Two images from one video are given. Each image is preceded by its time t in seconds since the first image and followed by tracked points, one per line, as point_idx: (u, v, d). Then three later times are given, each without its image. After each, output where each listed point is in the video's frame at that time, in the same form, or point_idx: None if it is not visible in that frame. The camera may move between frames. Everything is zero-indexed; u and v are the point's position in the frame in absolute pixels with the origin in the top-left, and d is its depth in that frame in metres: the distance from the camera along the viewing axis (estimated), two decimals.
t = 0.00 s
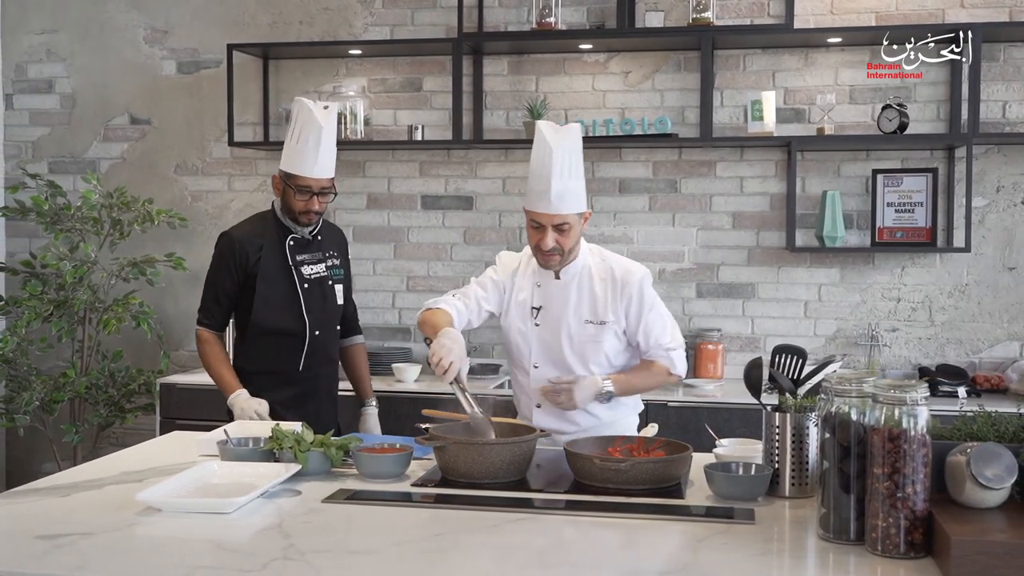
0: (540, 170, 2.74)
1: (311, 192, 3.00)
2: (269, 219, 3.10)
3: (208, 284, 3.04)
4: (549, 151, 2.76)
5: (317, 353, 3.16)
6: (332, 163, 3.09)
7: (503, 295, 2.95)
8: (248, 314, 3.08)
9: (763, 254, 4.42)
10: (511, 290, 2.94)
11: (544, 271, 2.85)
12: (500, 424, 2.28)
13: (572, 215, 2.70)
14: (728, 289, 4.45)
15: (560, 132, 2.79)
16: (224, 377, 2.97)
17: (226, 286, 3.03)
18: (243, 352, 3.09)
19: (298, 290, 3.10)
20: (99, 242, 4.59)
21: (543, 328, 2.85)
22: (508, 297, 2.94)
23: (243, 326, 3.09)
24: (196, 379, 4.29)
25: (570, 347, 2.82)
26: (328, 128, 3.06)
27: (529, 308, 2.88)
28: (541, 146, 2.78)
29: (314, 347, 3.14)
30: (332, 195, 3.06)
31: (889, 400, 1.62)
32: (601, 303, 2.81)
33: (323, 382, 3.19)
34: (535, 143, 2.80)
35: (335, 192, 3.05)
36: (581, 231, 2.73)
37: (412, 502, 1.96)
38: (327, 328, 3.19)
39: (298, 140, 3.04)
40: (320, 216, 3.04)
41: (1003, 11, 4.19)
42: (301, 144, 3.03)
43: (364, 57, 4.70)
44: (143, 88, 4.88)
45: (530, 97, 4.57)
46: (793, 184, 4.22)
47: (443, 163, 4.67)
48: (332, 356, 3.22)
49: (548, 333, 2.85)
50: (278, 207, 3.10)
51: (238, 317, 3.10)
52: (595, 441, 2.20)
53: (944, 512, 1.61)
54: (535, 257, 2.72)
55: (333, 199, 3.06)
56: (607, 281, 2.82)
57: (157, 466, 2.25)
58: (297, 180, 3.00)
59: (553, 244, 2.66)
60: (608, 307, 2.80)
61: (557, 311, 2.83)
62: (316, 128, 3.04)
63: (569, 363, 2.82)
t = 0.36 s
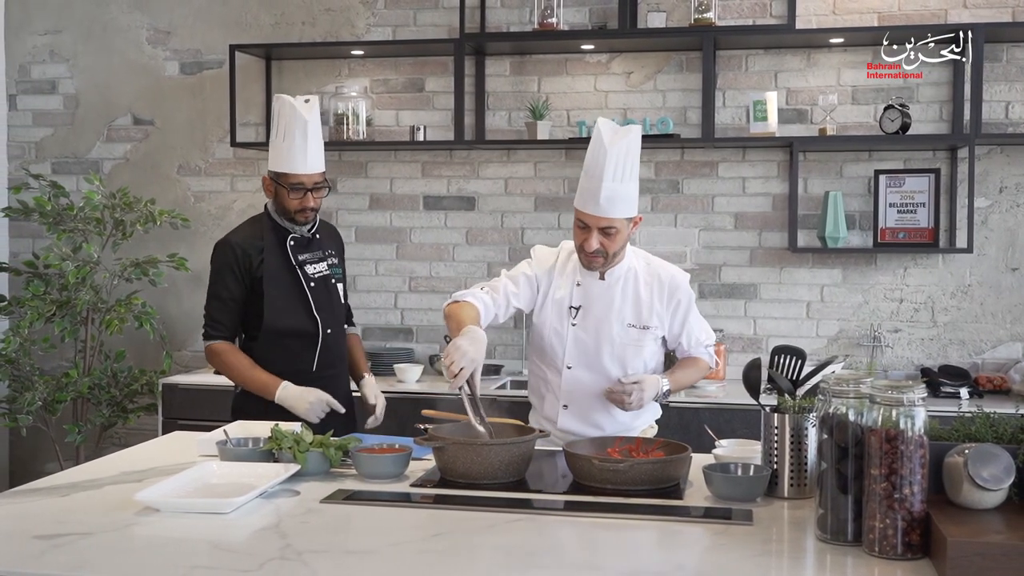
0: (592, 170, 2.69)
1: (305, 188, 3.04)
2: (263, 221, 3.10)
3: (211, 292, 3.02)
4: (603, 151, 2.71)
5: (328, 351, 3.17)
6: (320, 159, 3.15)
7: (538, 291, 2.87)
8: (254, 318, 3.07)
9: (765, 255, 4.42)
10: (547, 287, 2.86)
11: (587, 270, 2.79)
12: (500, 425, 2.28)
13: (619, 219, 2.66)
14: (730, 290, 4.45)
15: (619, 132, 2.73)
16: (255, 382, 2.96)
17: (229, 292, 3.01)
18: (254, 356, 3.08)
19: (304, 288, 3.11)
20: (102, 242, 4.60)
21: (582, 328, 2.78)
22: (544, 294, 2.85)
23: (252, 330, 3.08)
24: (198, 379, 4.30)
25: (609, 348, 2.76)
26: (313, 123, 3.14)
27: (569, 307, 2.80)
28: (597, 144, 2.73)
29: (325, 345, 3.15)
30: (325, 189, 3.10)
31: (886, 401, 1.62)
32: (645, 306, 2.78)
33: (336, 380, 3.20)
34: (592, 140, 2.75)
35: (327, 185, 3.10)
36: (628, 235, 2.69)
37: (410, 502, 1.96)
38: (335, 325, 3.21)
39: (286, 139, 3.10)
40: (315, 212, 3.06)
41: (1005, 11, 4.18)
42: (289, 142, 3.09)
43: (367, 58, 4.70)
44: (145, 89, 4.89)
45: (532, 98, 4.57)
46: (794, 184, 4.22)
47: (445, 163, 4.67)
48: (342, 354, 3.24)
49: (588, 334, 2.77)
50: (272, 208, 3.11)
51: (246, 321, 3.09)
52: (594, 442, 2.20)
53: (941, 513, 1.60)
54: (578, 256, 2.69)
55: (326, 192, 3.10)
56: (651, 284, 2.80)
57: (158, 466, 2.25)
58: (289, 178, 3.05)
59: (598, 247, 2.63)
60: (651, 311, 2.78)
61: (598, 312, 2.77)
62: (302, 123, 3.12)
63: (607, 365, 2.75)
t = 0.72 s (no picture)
0: (576, 170, 2.69)
1: (307, 194, 3.01)
2: (265, 221, 3.10)
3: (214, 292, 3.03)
4: (588, 151, 2.71)
5: (331, 353, 3.15)
6: (325, 164, 3.14)
7: (521, 291, 2.86)
8: (257, 319, 3.09)
9: (767, 255, 4.41)
10: (532, 287, 2.85)
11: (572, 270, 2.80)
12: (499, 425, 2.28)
13: (604, 218, 2.66)
14: (733, 291, 4.44)
15: (603, 131, 2.73)
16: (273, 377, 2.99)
17: (232, 293, 3.01)
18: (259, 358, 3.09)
19: (306, 291, 3.11)
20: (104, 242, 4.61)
21: (569, 328, 2.78)
22: (530, 296, 2.85)
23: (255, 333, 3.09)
24: (200, 380, 4.30)
25: (597, 348, 2.76)
26: (319, 128, 3.12)
27: (555, 308, 2.80)
28: (582, 145, 2.73)
29: (327, 349, 3.15)
30: (328, 195, 3.08)
31: (883, 402, 1.61)
32: (631, 305, 2.80)
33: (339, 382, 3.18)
34: (577, 139, 2.74)
35: (330, 191, 3.07)
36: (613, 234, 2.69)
37: (408, 502, 1.96)
38: (338, 327, 3.19)
39: (292, 143, 3.08)
40: (317, 217, 3.05)
41: (1008, 11, 4.17)
42: (293, 146, 3.08)
43: (369, 59, 4.71)
44: (148, 90, 4.90)
45: (534, 98, 4.57)
46: (797, 185, 4.21)
47: (447, 164, 4.67)
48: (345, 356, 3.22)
49: (575, 334, 2.77)
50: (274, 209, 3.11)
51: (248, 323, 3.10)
52: (593, 443, 2.20)
53: (939, 515, 1.60)
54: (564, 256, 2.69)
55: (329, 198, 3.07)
56: (636, 283, 2.82)
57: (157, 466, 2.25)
58: (293, 183, 3.02)
59: (583, 246, 2.63)
60: (636, 310, 2.80)
61: (585, 312, 2.78)
62: (308, 129, 3.10)
63: (596, 365, 2.76)
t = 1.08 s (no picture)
0: (544, 167, 2.71)
1: (314, 194, 2.99)
2: (276, 221, 3.11)
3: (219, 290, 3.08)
4: (554, 149, 2.73)
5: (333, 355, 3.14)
6: (334, 164, 3.09)
7: (497, 293, 2.85)
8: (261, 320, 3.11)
9: (769, 256, 4.41)
10: (506, 288, 2.85)
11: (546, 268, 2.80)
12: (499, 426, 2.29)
13: (575, 214, 2.66)
14: (735, 291, 4.44)
15: (566, 128, 2.76)
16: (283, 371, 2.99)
17: (236, 292, 3.05)
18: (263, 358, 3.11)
19: (308, 292, 3.10)
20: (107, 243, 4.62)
21: (547, 327, 2.78)
22: (504, 297, 2.84)
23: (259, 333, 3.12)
24: (202, 380, 4.30)
25: (576, 344, 2.77)
26: (325, 129, 3.08)
27: (531, 307, 2.80)
28: (547, 144, 2.75)
29: (325, 351, 3.13)
30: (336, 194, 3.04)
31: (880, 402, 1.61)
32: (605, 300, 2.81)
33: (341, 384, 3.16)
34: (541, 139, 2.76)
35: (338, 190, 3.04)
36: (583, 230, 2.68)
37: (406, 503, 1.96)
38: (341, 329, 3.17)
39: (297, 144, 3.04)
40: (325, 218, 3.03)
41: (1011, 11, 4.17)
42: (297, 146, 3.04)
43: (371, 59, 4.71)
44: (151, 90, 4.91)
45: (536, 98, 4.57)
46: (799, 185, 4.21)
47: (449, 165, 4.67)
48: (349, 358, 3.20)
49: (553, 332, 2.78)
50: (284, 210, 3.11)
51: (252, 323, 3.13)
52: (591, 443, 2.19)
53: (936, 516, 1.60)
54: (537, 255, 2.67)
55: (338, 198, 3.05)
56: (607, 278, 2.83)
57: (157, 466, 2.26)
58: (299, 184, 3.00)
59: (556, 244, 2.61)
60: (611, 304, 2.81)
61: (562, 309, 2.79)
62: (313, 129, 3.07)
63: (576, 360, 2.77)
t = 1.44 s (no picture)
0: (543, 166, 2.70)
1: (329, 187, 3.00)
2: (298, 218, 3.15)
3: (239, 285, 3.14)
4: (553, 147, 2.73)
5: (340, 351, 3.10)
6: (348, 156, 3.10)
7: (496, 289, 2.86)
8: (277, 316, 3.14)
9: (771, 256, 4.40)
10: (506, 285, 2.86)
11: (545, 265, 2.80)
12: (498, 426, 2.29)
13: (574, 211, 2.65)
14: (736, 291, 4.43)
15: (565, 127, 2.76)
16: (298, 362, 2.99)
17: (252, 286, 3.11)
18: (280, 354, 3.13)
19: (319, 287, 3.10)
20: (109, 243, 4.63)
21: (546, 323, 2.78)
22: (503, 293, 2.84)
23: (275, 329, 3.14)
24: (204, 380, 4.31)
25: (575, 340, 2.77)
26: (335, 122, 3.09)
27: (530, 303, 2.80)
28: (546, 142, 2.75)
29: (333, 346, 3.10)
30: (352, 186, 3.04)
31: (877, 402, 1.61)
32: (604, 296, 2.81)
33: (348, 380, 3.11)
34: (540, 137, 2.76)
35: (354, 182, 3.04)
36: (583, 227, 2.68)
37: (404, 502, 1.96)
38: (353, 325, 3.13)
39: (309, 139, 3.06)
40: (343, 210, 3.02)
41: (1013, 10, 4.16)
42: (310, 141, 3.06)
43: (373, 59, 4.71)
44: (154, 90, 4.91)
45: (538, 99, 4.56)
46: (801, 185, 4.20)
47: (451, 164, 4.67)
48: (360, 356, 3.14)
49: (552, 328, 2.78)
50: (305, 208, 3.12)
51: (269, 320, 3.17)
52: (590, 444, 2.19)
53: (933, 516, 1.60)
54: (538, 253, 2.67)
55: (354, 189, 3.04)
56: (607, 275, 2.83)
57: (157, 465, 2.26)
58: (314, 178, 3.01)
59: (555, 241, 2.61)
60: (610, 301, 2.81)
61: (560, 305, 2.78)
62: (323, 122, 3.08)
63: (574, 357, 2.76)
